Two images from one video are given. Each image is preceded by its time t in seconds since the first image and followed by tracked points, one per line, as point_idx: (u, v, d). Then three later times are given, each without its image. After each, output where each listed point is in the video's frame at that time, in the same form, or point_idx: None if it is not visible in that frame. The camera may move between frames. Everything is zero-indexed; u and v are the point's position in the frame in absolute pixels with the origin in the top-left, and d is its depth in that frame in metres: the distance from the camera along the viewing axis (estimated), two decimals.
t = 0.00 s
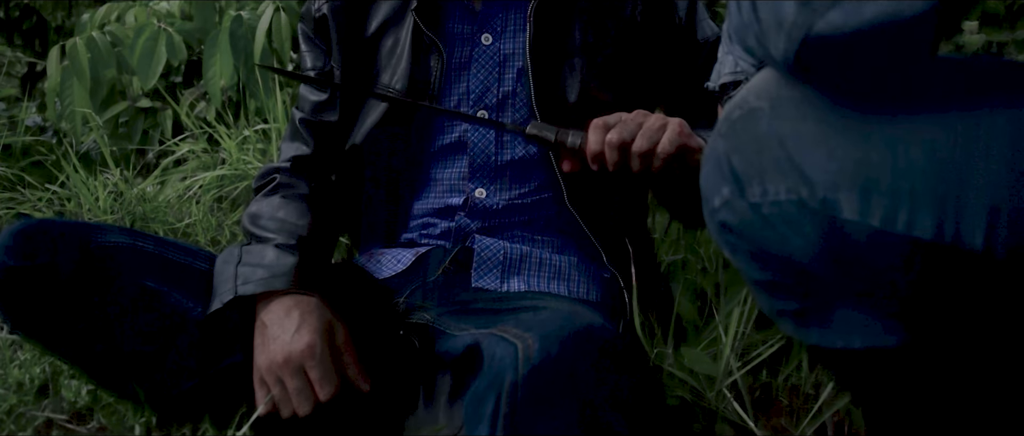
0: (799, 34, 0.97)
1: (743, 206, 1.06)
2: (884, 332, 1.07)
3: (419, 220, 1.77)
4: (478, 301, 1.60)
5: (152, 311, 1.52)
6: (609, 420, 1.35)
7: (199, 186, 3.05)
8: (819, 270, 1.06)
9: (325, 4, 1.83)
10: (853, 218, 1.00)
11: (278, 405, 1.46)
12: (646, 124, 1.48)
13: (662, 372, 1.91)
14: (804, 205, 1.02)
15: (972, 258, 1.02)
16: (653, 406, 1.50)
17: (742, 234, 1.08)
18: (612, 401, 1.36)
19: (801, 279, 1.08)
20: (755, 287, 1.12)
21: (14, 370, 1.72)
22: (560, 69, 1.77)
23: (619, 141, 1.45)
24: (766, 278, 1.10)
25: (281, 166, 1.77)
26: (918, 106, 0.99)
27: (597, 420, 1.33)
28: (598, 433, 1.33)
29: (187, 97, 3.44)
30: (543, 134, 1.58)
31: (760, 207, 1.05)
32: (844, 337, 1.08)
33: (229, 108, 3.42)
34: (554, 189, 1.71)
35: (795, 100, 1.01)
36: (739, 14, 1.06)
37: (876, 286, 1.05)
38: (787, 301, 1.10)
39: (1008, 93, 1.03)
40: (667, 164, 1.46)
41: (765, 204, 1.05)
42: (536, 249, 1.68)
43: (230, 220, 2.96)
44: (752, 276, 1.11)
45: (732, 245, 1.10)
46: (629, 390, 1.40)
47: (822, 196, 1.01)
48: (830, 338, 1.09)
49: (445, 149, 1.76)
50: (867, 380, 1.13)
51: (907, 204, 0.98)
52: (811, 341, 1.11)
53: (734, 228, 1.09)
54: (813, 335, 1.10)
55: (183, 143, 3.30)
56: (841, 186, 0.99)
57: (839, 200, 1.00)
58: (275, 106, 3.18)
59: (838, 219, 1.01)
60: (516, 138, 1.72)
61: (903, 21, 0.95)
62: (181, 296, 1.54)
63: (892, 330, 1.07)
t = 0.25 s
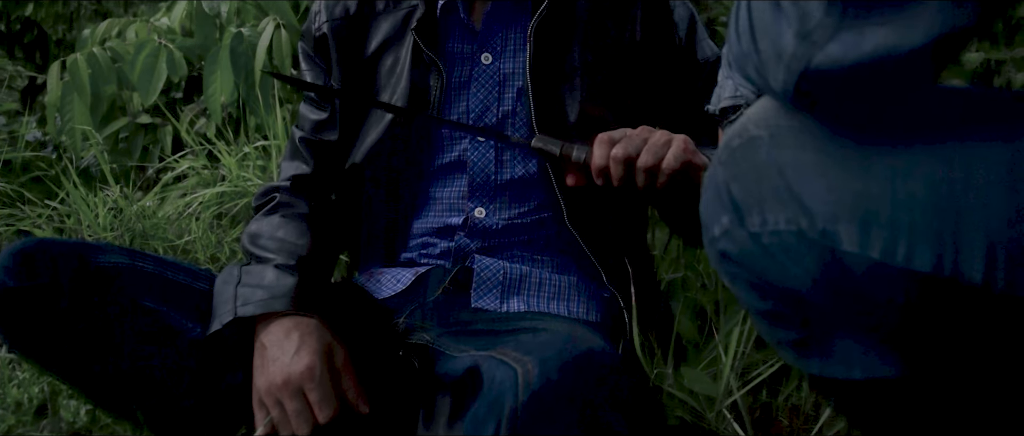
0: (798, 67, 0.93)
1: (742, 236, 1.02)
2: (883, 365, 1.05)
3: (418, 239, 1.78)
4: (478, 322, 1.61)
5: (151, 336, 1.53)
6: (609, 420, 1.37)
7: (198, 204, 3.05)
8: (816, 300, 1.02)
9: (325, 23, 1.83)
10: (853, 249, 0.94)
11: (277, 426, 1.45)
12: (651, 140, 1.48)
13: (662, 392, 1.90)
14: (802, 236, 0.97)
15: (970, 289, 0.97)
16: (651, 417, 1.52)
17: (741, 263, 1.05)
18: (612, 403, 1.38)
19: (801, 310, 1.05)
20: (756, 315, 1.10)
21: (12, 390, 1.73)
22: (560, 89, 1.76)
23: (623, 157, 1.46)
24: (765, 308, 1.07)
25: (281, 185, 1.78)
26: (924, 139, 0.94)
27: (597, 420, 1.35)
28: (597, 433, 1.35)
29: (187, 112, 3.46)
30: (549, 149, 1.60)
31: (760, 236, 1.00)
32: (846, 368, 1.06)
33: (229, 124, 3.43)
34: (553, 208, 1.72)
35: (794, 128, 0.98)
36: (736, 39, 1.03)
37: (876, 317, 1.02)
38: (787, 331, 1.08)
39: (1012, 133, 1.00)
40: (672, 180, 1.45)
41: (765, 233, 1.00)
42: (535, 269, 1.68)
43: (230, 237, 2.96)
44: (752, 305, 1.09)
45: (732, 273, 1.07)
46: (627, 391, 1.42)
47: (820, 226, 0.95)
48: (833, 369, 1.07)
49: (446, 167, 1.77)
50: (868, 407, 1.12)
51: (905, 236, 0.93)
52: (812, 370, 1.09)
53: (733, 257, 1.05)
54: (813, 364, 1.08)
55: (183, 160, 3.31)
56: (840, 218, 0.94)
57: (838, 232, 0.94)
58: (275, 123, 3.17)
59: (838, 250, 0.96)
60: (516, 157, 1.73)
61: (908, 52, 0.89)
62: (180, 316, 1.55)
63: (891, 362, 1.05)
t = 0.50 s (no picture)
0: (798, 100, 0.96)
1: (742, 266, 1.07)
2: (883, 399, 1.07)
3: (418, 258, 1.78)
4: (478, 342, 1.61)
5: (148, 349, 1.53)
6: (609, 420, 1.39)
7: (198, 220, 3.06)
8: (815, 331, 1.06)
9: (326, 41, 1.84)
10: (852, 283, 1.00)
11: None
12: (655, 154, 1.49)
13: (661, 414, 1.90)
14: (802, 268, 1.02)
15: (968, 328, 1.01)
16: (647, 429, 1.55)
17: (741, 293, 1.09)
18: (613, 404, 1.41)
19: (800, 341, 1.08)
20: (756, 345, 1.13)
21: (11, 407, 1.79)
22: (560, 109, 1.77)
23: (628, 170, 1.45)
24: (765, 338, 1.10)
25: (281, 203, 1.78)
26: (922, 171, 0.98)
27: (598, 419, 1.38)
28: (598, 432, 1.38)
29: (187, 128, 3.47)
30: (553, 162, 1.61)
31: (760, 266, 1.05)
32: (845, 401, 1.09)
33: (229, 140, 3.44)
34: (553, 227, 1.73)
35: (794, 160, 1.01)
36: (735, 71, 1.06)
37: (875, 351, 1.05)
38: (787, 362, 1.11)
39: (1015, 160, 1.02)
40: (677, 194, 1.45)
41: (765, 264, 1.05)
42: (534, 289, 1.69)
43: (230, 253, 2.95)
44: (752, 336, 1.12)
45: (730, 303, 1.11)
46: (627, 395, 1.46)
47: (820, 259, 1.00)
48: (832, 401, 1.10)
49: (445, 186, 1.77)
50: None
51: (904, 270, 0.98)
52: (811, 401, 1.11)
53: (733, 287, 1.09)
54: (811, 395, 1.11)
55: (183, 175, 3.32)
56: (840, 250, 0.99)
57: (839, 265, 1.00)
58: (275, 139, 3.18)
59: (837, 282, 1.01)
60: (517, 177, 1.74)
61: (908, 87, 0.93)
62: (181, 335, 1.54)
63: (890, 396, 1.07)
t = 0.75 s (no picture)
0: (795, 130, 0.95)
1: (740, 293, 1.07)
2: (876, 426, 1.06)
3: (416, 274, 1.78)
4: (475, 358, 1.62)
5: (145, 365, 1.53)
6: (609, 421, 1.41)
7: (197, 233, 3.06)
8: (813, 358, 1.06)
9: (327, 56, 1.84)
10: (849, 312, 0.99)
11: None
12: (658, 166, 1.48)
13: (659, 432, 1.90)
14: (800, 296, 1.02)
15: (964, 357, 1.01)
16: None
17: (739, 319, 1.09)
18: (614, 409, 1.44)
19: (798, 368, 1.09)
20: (756, 370, 1.13)
21: (9, 423, 1.79)
22: (560, 125, 1.77)
23: (631, 182, 1.44)
24: (764, 364, 1.11)
25: (281, 218, 1.78)
26: (921, 201, 0.97)
27: (597, 421, 1.39)
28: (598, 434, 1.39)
29: (187, 140, 3.47)
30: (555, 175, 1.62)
31: (758, 293, 1.05)
32: (841, 427, 1.08)
33: (230, 152, 3.44)
34: (552, 243, 1.73)
35: (793, 187, 1.00)
36: (733, 95, 1.04)
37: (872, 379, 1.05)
38: (786, 388, 1.11)
39: (1012, 191, 1.03)
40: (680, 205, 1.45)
41: (762, 291, 1.04)
42: (533, 306, 1.69)
43: (230, 266, 2.95)
44: (752, 360, 1.12)
45: (728, 329, 1.12)
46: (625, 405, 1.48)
47: (817, 287, 1.00)
48: (829, 427, 1.09)
49: (445, 201, 1.77)
50: None
51: (901, 302, 0.97)
52: (808, 427, 1.11)
53: (731, 313, 1.09)
54: (809, 421, 1.11)
55: (183, 187, 3.32)
56: (836, 280, 0.99)
57: (835, 295, 0.99)
58: (275, 152, 3.17)
59: (833, 311, 1.00)
60: (516, 193, 1.73)
61: (907, 118, 0.92)
62: (178, 352, 1.54)
63: (883, 422, 1.06)
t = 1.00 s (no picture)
0: (792, 159, 0.95)
1: (736, 318, 1.06)
2: None
3: (414, 289, 1.78)
4: (473, 376, 1.65)
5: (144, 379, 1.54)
6: None
7: (196, 245, 3.06)
8: (810, 384, 1.06)
9: (327, 71, 1.84)
10: (845, 340, 1.00)
11: None
12: (660, 181, 1.48)
13: None
14: (796, 322, 1.02)
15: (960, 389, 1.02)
16: None
17: (735, 345, 1.08)
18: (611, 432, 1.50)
19: (795, 394, 1.08)
20: (752, 396, 1.12)
21: None
22: (560, 141, 1.77)
23: (632, 198, 1.45)
24: (758, 389, 1.10)
25: (280, 233, 1.77)
26: (917, 230, 0.98)
27: None
28: None
29: (187, 152, 3.47)
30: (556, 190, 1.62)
31: (754, 319, 1.05)
32: None
33: (229, 164, 3.44)
34: (551, 258, 1.73)
35: (789, 212, 0.99)
36: (729, 120, 1.04)
37: (867, 407, 1.05)
38: (782, 413, 1.11)
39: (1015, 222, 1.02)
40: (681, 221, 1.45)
41: (759, 317, 1.04)
42: (532, 322, 1.70)
43: (228, 279, 2.95)
44: (748, 386, 1.11)
45: (725, 355, 1.10)
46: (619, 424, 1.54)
47: (814, 315, 1.01)
48: None
49: (442, 217, 1.78)
50: None
51: (898, 332, 0.98)
52: None
53: (727, 338, 1.08)
54: None
55: (182, 199, 3.33)
56: (833, 308, 0.99)
57: (832, 323, 1.00)
58: (274, 164, 3.17)
59: (829, 337, 1.01)
60: (514, 208, 1.74)
61: (902, 149, 0.93)
62: (174, 367, 1.54)
63: None
